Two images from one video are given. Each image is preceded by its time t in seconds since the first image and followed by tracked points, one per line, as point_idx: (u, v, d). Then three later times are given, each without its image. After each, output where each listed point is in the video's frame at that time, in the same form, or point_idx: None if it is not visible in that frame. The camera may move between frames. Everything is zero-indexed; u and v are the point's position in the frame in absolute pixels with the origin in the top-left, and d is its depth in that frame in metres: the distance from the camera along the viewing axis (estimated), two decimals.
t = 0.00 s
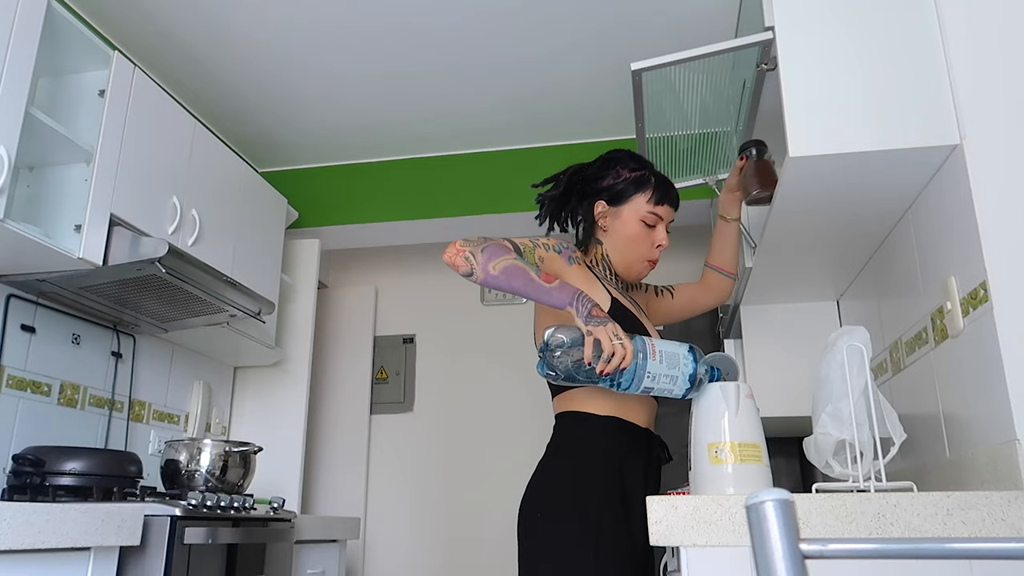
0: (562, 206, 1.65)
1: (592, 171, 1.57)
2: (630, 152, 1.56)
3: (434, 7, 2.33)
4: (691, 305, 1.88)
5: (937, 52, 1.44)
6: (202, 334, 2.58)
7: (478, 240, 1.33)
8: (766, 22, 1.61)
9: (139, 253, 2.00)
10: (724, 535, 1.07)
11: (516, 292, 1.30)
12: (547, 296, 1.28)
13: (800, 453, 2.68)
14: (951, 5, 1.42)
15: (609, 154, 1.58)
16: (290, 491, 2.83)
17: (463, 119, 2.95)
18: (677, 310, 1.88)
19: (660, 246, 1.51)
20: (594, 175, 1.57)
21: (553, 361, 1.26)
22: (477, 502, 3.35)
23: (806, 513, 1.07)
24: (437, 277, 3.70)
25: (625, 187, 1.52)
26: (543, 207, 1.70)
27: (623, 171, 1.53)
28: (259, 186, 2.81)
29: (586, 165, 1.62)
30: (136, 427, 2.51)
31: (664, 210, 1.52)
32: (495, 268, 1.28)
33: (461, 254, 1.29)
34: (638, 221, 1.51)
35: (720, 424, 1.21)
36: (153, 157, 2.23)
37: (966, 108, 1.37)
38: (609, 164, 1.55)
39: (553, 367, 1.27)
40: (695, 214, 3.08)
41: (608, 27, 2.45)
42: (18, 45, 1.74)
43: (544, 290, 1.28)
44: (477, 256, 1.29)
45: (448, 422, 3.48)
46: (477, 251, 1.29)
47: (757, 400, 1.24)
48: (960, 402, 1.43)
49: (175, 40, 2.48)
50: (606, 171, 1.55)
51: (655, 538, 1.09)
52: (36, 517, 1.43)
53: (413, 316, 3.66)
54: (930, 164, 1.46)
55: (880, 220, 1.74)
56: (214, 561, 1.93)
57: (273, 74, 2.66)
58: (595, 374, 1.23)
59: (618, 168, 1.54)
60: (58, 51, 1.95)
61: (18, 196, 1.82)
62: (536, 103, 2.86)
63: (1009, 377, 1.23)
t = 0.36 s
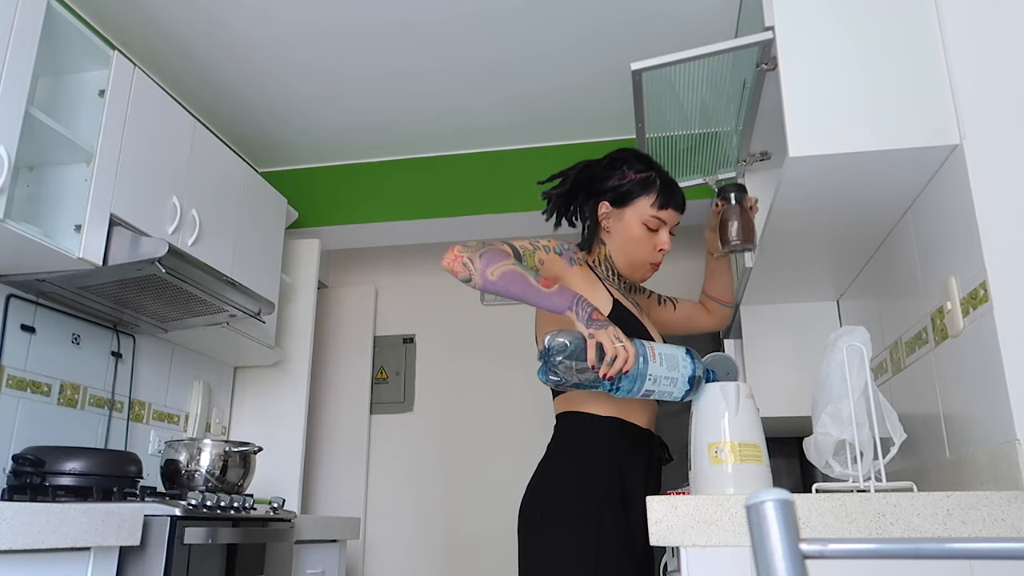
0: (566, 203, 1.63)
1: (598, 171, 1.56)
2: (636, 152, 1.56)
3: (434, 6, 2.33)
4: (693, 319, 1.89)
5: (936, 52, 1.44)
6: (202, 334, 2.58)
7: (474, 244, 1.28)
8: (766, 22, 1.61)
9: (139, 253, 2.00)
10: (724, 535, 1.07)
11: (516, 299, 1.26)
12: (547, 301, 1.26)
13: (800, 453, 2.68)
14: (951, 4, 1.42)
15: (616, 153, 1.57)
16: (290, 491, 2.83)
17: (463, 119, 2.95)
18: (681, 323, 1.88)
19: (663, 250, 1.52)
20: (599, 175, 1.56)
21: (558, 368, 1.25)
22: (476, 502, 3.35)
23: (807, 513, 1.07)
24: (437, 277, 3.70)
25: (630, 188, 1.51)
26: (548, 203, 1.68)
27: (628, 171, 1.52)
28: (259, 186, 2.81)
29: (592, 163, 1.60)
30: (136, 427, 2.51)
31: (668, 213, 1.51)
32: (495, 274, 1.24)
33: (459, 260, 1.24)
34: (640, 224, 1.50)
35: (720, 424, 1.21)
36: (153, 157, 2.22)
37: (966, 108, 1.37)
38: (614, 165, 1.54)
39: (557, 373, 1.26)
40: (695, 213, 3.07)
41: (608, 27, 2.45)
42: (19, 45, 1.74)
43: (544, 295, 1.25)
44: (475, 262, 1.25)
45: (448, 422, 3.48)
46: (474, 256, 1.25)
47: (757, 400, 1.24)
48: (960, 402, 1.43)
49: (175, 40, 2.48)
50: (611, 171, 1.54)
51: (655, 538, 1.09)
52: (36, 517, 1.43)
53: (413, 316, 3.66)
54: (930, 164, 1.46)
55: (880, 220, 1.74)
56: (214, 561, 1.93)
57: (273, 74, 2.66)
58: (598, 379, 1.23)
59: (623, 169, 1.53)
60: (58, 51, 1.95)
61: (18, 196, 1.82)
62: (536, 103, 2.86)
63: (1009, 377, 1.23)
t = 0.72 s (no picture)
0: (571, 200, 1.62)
1: (601, 171, 1.55)
2: (640, 153, 1.53)
3: (435, 7, 2.33)
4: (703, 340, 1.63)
5: (936, 52, 1.44)
6: (202, 334, 2.58)
7: (474, 248, 1.29)
8: (766, 22, 1.61)
9: (139, 253, 2.00)
10: (724, 535, 1.07)
11: (516, 301, 1.27)
12: (546, 303, 1.26)
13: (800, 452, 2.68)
14: (951, 4, 1.42)
15: (620, 153, 1.55)
16: (290, 491, 2.83)
17: (463, 118, 2.95)
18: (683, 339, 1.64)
19: (664, 254, 1.50)
20: (602, 176, 1.54)
21: (558, 365, 1.23)
22: (476, 502, 3.35)
23: (807, 513, 1.07)
24: (437, 277, 3.70)
25: (633, 191, 1.49)
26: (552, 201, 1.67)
27: (631, 173, 1.50)
28: (259, 186, 2.81)
29: (596, 162, 1.58)
30: (136, 427, 2.51)
31: (672, 218, 1.49)
32: (492, 277, 1.25)
33: (458, 262, 1.26)
34: (641, 228, 1.48)
35: (719, 424, 1.21)
36: (152, 157, 2.22)
37: (966, 108, 1.37)
38: (617, 166, 1.52)
39: (557, 372, 1.23)
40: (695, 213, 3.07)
41: (608, 26, 2.44)
42: (19, 45, 1.74)
43: (542, 297, 1.26)
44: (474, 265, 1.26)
45: (448, 422, 3.48)
46: (473, 258, 1.26)
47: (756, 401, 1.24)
48: (961, 402, 1.43)
49: (175, 40, 2.48)
50: (614, 173, 1.52)
51: (655, 538, 1.09)
52: (36, 517, 1.43)
53: (413, 316, 3.66)
54: (930, 164, 1.46)
55: (880, 220, 1.74)
56: (214, 561, 1.93)
57: (273, 74, 2.66)
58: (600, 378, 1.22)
59: (626, 171, 1.51)
60: (59, 51, 1.95)
61: (18, 196, 1.82)
62: (536, 103, 2.86)
63: (1009, 377, 1.23)
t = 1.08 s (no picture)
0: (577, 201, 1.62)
1: (607, 172, 1.55)
2: (646, 155, 1.54)
3: (434, 7, 2.33)
4: (708, 342, 1.62)
5: (936, 52, 1.44)
6: (202, 334, 2.58)
7: (471, 254, 1.30)
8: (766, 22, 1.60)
9: (139, 253, 2.00)
10: (724, 535, 1.07)
11: (511, 308, 1.28)
12: (542, 312, 1.26)
13: (800, 452, 2.68)
14: (951, 5, 1.42)
15: (626, 154, 1.55)
16: (290, 492, 2.83)
17: (463, 119, 2.95)
18: (690, 343, 1.65)
19: (669, 257, 1.50)
20: (608, 177, 1.54)
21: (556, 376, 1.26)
22: (476, 502, 3.35)
23: (806, 513, 1.07)
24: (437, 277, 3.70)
25: (638, 193, 1.49)
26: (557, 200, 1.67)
27: (637, 175, 1.50)
28: (259, 186, 2.81)
29: (602, 163, 1.58)
30: (136, 427, 2.51)
31: (677, 221, 1.49)
32: (488, 285, 1.25)
33: (454, 271, 1.27)
34: (645, 230, 1.48)
35: (719, 425, 1.21)
36: (152, 157, 2.22)
37: (966, 109, 1.37)
38: (623, 167, 1.53)
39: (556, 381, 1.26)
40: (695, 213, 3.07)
41: (608, 27, 2.45)
42: (19, 45, 1.74)
43: (538, 305, 1.26)
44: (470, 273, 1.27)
45: (448, 422, 3.48)
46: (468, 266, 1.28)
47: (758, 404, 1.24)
48: (961, 401, 1.43)
49: (175, 40, 2.48)
50: (620, 174, 1.52)
51: (655, 538, 1.09)
52: (36, 517, 1.43)
53: (413, 316, 3.66)
54: (930, 164, 1.46)
55: (880, 220, 1.74)
56: (214, 561, 1.93)
57: (273, 74, 2.66)
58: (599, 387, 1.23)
59: (633, 173, 1.51)
60: (59, 51, 1.95)
61: (18, 196, 1.82)
62: (536, 103, 2.86)
63: (1009, 378, 1.23)
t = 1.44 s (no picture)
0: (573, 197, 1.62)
1: (604, 169, 1.55)
2: (643, 152, 1.54)
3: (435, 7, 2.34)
4: (710, 333, 1.62)
5: (936, 52, 1.44)
6: (202, 334, 2.58)
7: (461, 298, 1.33)
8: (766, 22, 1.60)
9: (139, 253, 2.00)
10: (724, 535, 1.07)
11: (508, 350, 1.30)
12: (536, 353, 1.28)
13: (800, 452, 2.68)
14: (951, 5, 1.42)
15: (624, 151, 1.55)
16: (290, 492, 2.83)
17: (463, 119, 2.95)
18: (692, 333, 1.66)
19: (666, 254, 1.49)
20: (605, 174, 1.54)
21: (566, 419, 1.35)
22: (476, 502, 3.35)
23: (807, 513, 1.07)
24: (437, 277, 3.70)
25: (636, 190, 1.49)
26: (553, 198, 1.67)
27: (635, 172, 1.50)
28: (259, 186, 2.81)
29: (600, 160, 1.59)
30: (136, 427, 2.51)
31: (674, 218, 1.48)
32: (478, 332, 1.28)
33: (445, 321, 1.31)
34: (642, 228, 1.48)
35: (722, 425, 1.21)
36: (152, 157, 2.22)
37: (966, 109, 1.37)
38: (621, 164, 1.53)
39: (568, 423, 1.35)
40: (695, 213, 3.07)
41: (608, 27, 2.45)
42: (19, 46, 1.74)
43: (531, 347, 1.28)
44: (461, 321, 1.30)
45: (448, 422, 3.48)
46: (458, 315, 1.30)
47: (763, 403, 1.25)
48: (961, 401, 1.43)
49: (175, 40, 2.48)
50: (617, 171, 1.52)
51: (655, 538, 1.10)
52: (36, 517, 1.43)
53: (413, 316, 3.66)
54: (930, 164, 1.46)
55: (880, 220, 1.74)
56: (214, 561, 1.93)
57: (273, 74, 2.66)
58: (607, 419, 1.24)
59: (630, 170, 1.51)
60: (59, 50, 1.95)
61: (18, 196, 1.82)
62: (536, 103, 2.86)
63: (1009, 378, 1.23)
